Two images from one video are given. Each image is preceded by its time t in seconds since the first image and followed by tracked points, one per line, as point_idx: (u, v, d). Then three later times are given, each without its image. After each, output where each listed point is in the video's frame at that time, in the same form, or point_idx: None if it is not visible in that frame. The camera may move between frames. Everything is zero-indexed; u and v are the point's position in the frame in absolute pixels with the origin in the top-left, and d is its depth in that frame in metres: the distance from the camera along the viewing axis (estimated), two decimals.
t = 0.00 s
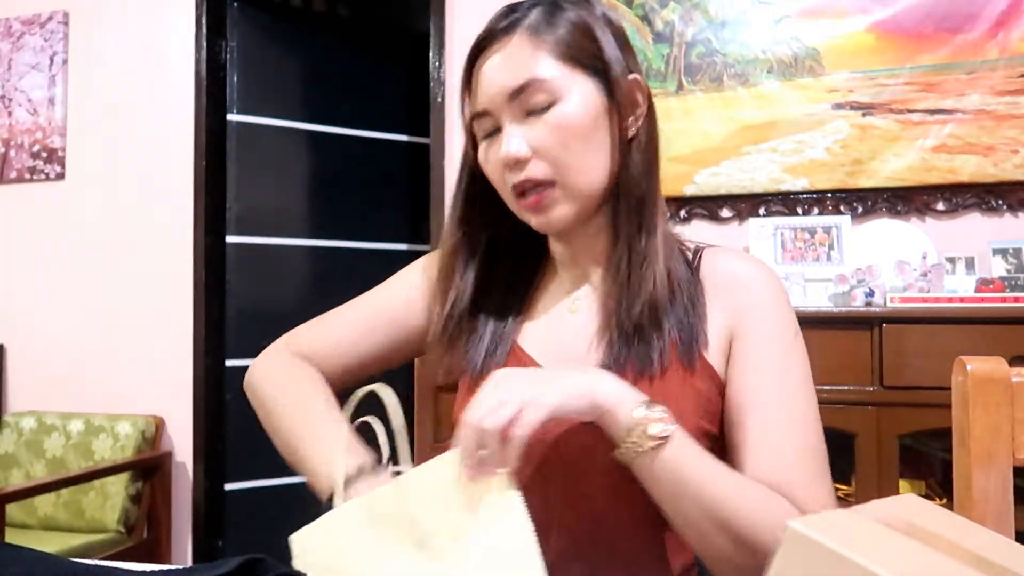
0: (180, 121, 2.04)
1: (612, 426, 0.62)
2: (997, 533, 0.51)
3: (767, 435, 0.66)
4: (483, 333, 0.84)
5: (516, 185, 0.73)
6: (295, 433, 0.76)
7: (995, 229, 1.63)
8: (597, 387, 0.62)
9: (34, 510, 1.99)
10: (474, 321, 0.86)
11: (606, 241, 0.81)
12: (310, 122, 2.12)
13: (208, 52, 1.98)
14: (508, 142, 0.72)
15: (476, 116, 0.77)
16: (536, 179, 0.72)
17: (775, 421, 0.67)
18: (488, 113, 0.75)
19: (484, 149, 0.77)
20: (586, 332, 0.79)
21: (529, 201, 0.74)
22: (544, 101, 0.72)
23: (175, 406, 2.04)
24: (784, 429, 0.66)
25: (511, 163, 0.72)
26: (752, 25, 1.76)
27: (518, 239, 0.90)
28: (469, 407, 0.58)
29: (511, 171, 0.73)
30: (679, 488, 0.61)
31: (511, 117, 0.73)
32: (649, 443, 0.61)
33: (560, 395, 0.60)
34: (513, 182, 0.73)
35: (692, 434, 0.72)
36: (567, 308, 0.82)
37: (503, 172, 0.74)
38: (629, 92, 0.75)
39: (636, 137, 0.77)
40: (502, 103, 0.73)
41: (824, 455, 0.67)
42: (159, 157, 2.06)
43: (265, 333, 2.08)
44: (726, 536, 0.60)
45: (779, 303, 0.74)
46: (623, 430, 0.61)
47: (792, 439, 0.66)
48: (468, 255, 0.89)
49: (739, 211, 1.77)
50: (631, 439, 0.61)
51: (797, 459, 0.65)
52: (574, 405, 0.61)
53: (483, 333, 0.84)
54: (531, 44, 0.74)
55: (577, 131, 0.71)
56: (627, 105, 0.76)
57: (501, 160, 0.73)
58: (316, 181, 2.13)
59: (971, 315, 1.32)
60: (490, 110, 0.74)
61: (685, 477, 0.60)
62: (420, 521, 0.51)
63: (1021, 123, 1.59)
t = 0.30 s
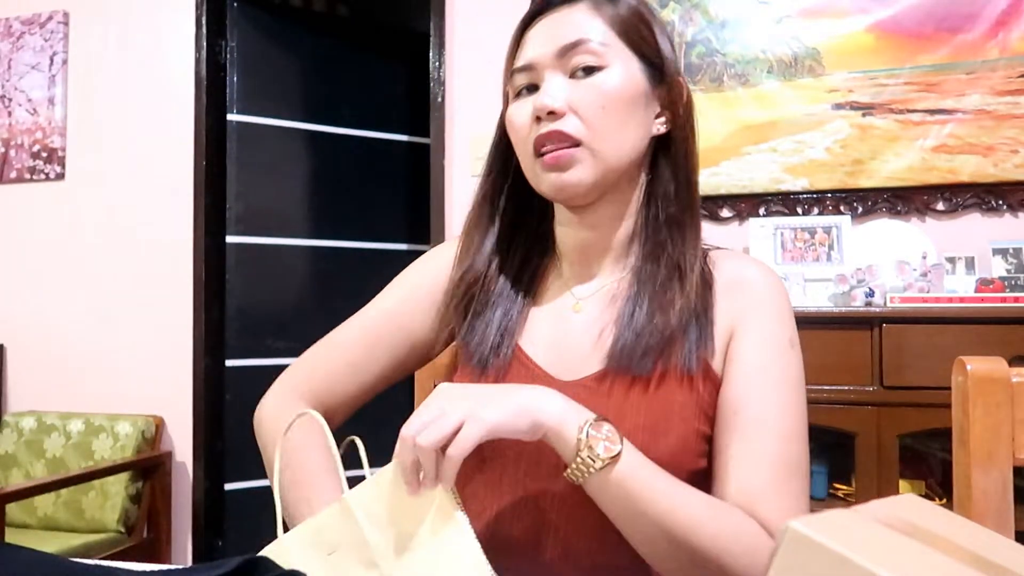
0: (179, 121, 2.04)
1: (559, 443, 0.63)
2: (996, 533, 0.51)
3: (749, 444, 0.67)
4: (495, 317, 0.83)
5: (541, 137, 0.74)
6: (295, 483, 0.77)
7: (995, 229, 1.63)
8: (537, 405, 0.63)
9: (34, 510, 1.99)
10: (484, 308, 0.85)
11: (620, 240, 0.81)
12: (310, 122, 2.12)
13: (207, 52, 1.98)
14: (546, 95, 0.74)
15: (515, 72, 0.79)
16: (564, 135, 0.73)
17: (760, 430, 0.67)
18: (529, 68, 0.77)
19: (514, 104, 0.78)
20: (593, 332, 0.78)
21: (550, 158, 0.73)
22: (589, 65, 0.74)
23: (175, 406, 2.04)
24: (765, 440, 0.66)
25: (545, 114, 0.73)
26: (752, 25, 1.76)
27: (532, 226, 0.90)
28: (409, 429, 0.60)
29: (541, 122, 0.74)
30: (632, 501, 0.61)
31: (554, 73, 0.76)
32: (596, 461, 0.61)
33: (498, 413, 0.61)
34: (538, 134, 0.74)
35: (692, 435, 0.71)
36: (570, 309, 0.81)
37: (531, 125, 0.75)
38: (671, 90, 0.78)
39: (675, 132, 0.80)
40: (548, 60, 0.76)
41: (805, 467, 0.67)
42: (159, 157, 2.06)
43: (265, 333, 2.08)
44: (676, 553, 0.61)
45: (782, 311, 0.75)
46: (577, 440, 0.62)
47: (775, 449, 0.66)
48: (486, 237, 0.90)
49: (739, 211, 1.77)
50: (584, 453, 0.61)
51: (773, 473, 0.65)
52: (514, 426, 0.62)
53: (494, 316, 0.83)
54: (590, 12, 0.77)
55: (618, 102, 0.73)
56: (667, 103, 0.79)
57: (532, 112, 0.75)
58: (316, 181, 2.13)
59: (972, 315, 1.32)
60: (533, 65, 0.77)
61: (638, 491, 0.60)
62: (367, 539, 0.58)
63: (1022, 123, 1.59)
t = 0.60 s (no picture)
0: (179, 121, 2.04)
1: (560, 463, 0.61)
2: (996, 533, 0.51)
3: (748, 448, 0.67)
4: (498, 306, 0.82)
5: (568, 128, 0.73)
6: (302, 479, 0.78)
7: (995, 228, 1.64)
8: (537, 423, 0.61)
9: (34, 510, 1.99)
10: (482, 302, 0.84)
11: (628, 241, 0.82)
12: (310, 122, 2.12)
13: (207, 52, 1.99)
14: (581, 85, 0.74)
15: (551, 52, 0.78)
16: (593, 128, 0.73)
17: (760, 434, 0.67)
18: (569, 53, 0.76)
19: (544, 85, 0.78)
20: (590, 330, 0.78)
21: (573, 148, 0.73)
22: (629, 65, 0.75)
23: (176, 406, 2.04)
24: (764, 444, 0.67)
25: (579, 105, 0.73)
26: (752, 25, 1.76)
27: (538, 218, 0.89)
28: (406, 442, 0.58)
29: (570, 111, 0.74)
30: (634, 518, 0.60)
31: (592, 64, 0.75)
32: (599, 484, 0.60)
33: (498, 436, 0.59)
34: (566, 123, 0.74)
35: (690, 437, 0.71)
36: (566, 307, 0.80)
37: (560, 110, 0.74)
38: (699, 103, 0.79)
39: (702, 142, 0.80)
40: (589, 50, 0.75)
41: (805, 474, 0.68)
42: (158, 157, 2.06)
43: (265, 333, 2.08)
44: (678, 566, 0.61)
45: (779, 310, 0.75)
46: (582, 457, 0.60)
47: (774, 456, 0.66)
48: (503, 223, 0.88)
49: (739, 211, 1.77)
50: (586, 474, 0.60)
51: (770, 478, 0.66)
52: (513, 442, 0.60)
53: (495, 310, 0.82)
54: (638, 6, 0.76)
55: (651, 108, 0.74)
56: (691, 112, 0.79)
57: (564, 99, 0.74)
58: (316, 181, 2.13)
59: (972, 314, 1.32)
60: (574, 50, 0.76)
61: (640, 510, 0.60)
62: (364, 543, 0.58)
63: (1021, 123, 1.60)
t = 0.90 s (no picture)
0: (179, 120, 2.03)
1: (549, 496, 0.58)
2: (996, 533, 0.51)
3: (742, 448, 0.67)
4: (496, 299, 0.84)
5: (565, 116, 0.73)
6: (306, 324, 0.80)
7: (995, 228, 1.63)
8: (533, 458, 0.57)
9: (34, 510, 1.99)
10: (483, 292, 0.85)
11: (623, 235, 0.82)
12: (310, 122, 2.12)
13: (207, 52, 1.97)
14: (580, 75, 0.73)
15: (552, 41, 0.78)
16: (590, 117, 0.72)
17: (754, 434, 0.67)
18: (570, 42, 0.76)
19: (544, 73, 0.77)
20: (578, 323, 0.78)
21: (569, 135, 0.73)
22: (630, 55, 0.74)
23: (175, 406, 2.04)
24: (759, 445, 0.67)
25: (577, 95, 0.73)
26: (752, 25, 1.76)
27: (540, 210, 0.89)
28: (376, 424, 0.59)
29: (569, 100, 0.74)
30: (627, 530, 0.58)
31: (593, 54, 0.75)
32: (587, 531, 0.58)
33: (477, 478, 0.56)
34: (563, 110, 0.73)
35: (680, 433, 0.71)
36: (556, 300, 0.81)
37: (558, 99, 0.74)
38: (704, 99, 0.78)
39: (708, 137, 0.79)
40: (592, 39, 0.75)
41: (805, 475, 0.67)
42: (159, 157, 2.06)
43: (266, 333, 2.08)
44: None
45: (779, 309, 0.74)
46: (573, 479, 0.57)
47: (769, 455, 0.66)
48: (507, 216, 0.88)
49: (739, 211, 1.77)
50: (572, 495, 0.57)
51: (770, 478, 0.65)
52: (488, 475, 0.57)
53: (493, 301, 0.84)
54: None
55: (651, 101, 0.74)
56: (694, 108, 0.79)
57: (564, 86, 0.74)
58: (316, 181, 2.14)
59: (973, 314, 1.32)
60: (575, 39, 0.76)
61: (631, 523, 0.58)
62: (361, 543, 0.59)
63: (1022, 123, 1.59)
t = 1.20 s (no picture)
0: (179, 120, 2.03)
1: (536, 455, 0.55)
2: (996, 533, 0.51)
3: (732, 434, 0.66)
4: (498, 288, 0.85)
5: (542, 133, 0.73)
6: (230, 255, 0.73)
7: (995, 228, 1.63)
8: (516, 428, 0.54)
9: (34, 510, 1.99)
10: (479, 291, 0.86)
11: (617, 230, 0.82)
12: (310, 122, 2.11)
13: (207, 51, 1.99)
14: (550, 89, 0.73)
15: (525, 55, 0.78)
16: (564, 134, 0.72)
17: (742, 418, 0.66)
18: (540, 55, 0.76)
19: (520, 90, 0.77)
20: (575, 315, 0.79)
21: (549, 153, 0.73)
22: (601, 62, 0.73)
23: (176, 406, 2.04)
24: (749, 430, 0.65)
25: (548, 110, 0.73)
26: (752, 25, 1.76)
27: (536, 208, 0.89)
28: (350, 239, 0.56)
29: (542, 117, 0.73)
30: (617, 506, 0.55)
31: (564, 65, 0.75)
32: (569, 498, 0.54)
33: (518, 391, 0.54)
34: (538, 128, 0.73)
35: (673, 425, 0.70)
36: (553, 294, 0.82)
37: (534, 115, 0.74)
38: (682, 88, 0.78)
39: (690, 125, 0.79)
40: (559, 48, 0.75)
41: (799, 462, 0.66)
42: (159, 157, 2.06)
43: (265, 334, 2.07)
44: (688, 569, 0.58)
45: (772, 304, 0.74)
46: (551, 458, 0.55)
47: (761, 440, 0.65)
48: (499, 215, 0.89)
49: (739, 211, 1.77)
50: (548, 470, 0.55)
51: (763, 461, 0.64)
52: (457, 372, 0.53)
53: (495, 288, 0.85)
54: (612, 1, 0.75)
55: (623, 107, 0.73)
56: (677, 96, 0.78)
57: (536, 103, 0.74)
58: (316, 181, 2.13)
59: (972, 314, 1.32)
60: (545, 51, 0.75)
61: (624, 498, 0.55)
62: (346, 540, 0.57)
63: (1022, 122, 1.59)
